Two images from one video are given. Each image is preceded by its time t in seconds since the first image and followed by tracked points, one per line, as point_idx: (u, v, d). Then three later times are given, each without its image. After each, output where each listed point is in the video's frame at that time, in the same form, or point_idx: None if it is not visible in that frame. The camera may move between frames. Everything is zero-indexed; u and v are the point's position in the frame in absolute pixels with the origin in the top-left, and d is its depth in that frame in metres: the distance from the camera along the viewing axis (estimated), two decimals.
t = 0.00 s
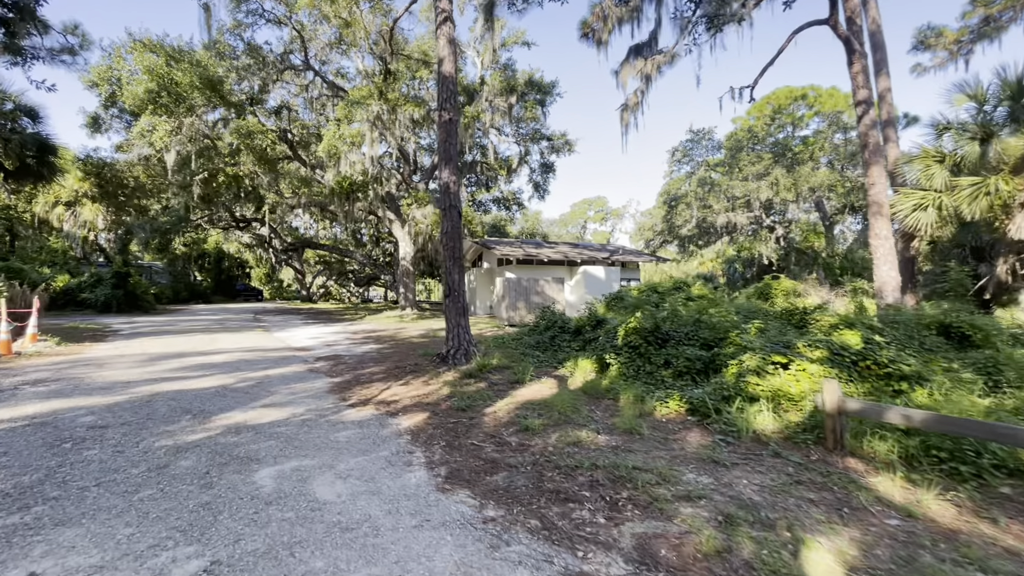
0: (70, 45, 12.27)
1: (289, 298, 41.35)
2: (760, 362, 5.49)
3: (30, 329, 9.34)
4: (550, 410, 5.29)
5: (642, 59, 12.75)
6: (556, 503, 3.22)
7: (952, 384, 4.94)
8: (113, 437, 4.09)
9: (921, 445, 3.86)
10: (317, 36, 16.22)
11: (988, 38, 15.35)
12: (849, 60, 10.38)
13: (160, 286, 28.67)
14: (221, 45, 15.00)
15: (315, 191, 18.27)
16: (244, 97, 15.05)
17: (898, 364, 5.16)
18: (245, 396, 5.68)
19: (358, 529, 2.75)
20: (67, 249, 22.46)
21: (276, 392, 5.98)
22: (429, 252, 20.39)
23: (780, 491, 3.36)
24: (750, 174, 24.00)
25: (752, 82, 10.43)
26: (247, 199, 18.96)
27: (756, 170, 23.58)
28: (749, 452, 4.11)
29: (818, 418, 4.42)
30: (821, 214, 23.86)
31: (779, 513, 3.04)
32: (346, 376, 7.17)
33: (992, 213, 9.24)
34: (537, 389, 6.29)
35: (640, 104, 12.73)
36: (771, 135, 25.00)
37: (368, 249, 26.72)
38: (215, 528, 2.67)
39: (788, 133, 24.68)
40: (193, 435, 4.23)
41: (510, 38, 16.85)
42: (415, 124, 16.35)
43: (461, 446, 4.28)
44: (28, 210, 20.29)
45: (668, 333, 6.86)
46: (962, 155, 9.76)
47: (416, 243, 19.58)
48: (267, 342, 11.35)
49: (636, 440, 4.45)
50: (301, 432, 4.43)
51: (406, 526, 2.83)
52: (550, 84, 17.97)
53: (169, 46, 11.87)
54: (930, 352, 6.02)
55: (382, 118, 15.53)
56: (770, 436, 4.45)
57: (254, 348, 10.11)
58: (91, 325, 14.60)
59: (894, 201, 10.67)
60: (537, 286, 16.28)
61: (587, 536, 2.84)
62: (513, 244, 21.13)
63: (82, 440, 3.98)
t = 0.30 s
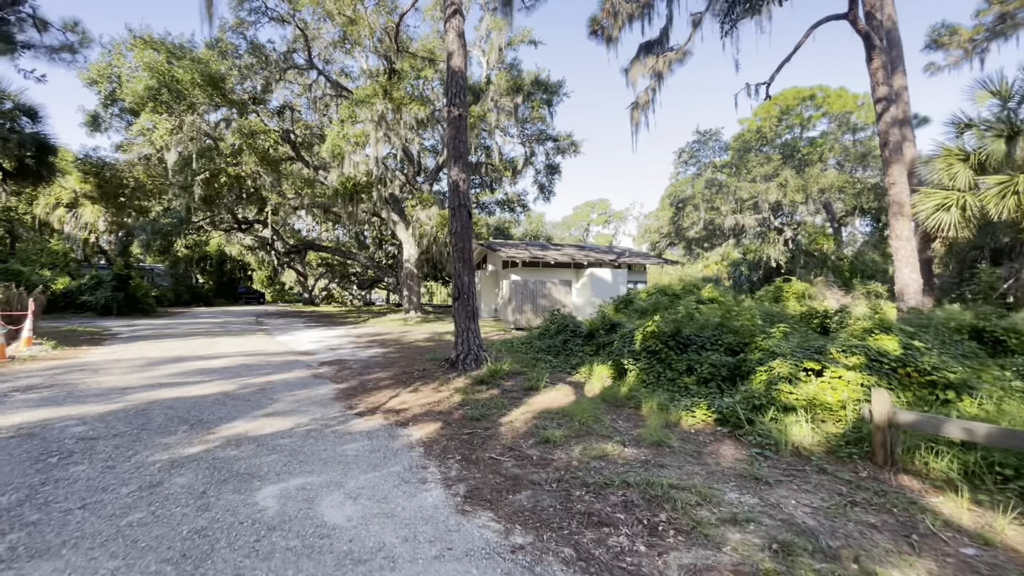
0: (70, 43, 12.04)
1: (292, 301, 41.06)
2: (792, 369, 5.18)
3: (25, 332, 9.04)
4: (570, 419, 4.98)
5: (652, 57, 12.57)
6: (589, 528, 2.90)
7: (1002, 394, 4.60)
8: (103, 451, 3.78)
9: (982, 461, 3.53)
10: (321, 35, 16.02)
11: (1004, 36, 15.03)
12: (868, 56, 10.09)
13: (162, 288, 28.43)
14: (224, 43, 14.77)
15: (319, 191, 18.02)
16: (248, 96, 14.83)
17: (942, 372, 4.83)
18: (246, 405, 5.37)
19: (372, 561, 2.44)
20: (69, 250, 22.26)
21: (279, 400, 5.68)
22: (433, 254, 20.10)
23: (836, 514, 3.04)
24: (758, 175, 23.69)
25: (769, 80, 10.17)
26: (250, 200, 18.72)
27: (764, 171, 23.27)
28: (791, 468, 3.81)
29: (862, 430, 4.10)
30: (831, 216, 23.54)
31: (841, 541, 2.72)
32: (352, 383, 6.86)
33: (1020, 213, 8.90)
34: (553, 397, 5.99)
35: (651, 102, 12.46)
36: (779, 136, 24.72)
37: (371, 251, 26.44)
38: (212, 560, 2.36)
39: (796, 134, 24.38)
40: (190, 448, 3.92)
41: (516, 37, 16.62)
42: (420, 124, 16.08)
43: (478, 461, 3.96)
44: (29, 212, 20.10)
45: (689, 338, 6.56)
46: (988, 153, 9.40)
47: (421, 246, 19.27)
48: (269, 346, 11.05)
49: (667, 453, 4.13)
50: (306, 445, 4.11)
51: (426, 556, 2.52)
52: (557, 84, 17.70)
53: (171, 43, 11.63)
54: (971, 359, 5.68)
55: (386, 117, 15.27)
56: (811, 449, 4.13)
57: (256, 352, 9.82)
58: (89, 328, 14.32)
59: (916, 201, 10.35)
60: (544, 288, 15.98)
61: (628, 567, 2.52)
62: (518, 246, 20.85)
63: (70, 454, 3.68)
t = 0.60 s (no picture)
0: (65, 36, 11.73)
1: (292, 300, 40.77)
2: (823, 376, 4.89)
3: (17, 333, 8.74)
4: (589, 429, 4.69)
5: (661, 51, 12.26)
6: (624, 560, 2.60)
7: None
8: (89, 467, 3.49)
9: None
10: (322, 30, 15.74)
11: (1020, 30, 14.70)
12: (886, 49, 9.81)
13: (161, 287, 28.13)
14: (222, 37, 14.46)
15: (319, 189, 17.71)
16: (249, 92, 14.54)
17: (984, 380, 4.55)
18: (245, 412, 5.07)
19: None
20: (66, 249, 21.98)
21: (279, 407, 5.38)
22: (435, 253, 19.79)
23: (895, 543, 2.74)
24: (765, 173, 23.34)
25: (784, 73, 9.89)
26: (249, 198, 18.42)
27: (771, 169, 22.97)
28: (833, 485, 3.52)
29: (906, 444, 3.81)
30: (837, 215, 23.27)
31: None
32: (356, 387, 6.55)
33: None
34: (567, 404, 5.70)
35: (660, 97, 12.16)
36: (785, 134, 24.39)
37: (371, 250, 26.15)
38: None
39: (803, 131, 24.04)
40: (183, 463, 3.62)
41: (521, 32, 16.30)
42: (423, 120, 15.76)
43: (494, 477, 3.68)
44: (26, 210, 19.81)
45: (708, 340, 6.28)
46: (1012, 149, 9.08)
47: (423, 245, 18.95)
48: (269, 347, 10.75)
49: (696, 468, 3.84)
50: (308, 459, 3.82)
51: None
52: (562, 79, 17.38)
53: (169, 36, 11.32)
54: (1009, 364, 5.39)
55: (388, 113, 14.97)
56: (851, 465, 3.85)
57: (256, 353, 9.52)
58: (85, 328, 13.99)
59: (935, 198, 10.05)
60: (549, 288, 15.70)
61: None
62: (521, 245, 20.57)
63: (51, 471, 3.38)
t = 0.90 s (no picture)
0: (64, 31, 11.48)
1: (294, 302, 40.50)
2: (860, 385, 4.57)
3: (9, 335, 8.45)
4: (611, 440, 4.37)
5: (673, 48, 11.97)
6: None
7: None
8: (70, 483, 3.18)
9: None
10: (326, 27, 15.54)
11: None
12: (908, 44, 9.59)
13: (162, 289, 27.91)
14: (224, 34, 14.22)
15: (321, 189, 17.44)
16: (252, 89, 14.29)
17: None
18: (244, 421, 4.77)
19: None
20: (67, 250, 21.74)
21: (280, 414, 5.07)
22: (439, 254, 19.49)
23: None
24: (774, 175, 23.00)
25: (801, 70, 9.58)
26: (251, 198, 18.17)
27: (779, 170, 22.63)
28: (887, 507, 3.20)
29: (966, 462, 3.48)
30: (846, 218, 22.95)
31: None
32: (360, 394, 6.24)
33: None
34: (584, 412, 5.38)
35: (672, 95, 11.86)
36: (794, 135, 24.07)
37: (374, 251, 25.89)
38: None
39: (812, 132, 23.72)
40: (173, 479, 3.31)
41: (528, 29, 16.05)
42: (428, 118, 15.48)
43: (514, 496, 3.36)
44: (25, 210, 19.57)
45: (732, 345, 5.97)
46: None
47: (427, 246, 18.66)
48: (269, 349, 10.45)
49: (733, 486, 3.52)
50: (310, 475, 3.50)
51: None
52: (569, 78, 17.09)
53: (169, 31, 11.07)
54: None
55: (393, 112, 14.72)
56: (901, 484, 3.52)
57: (256, 356, 9.22)
58: (83, 330, 13.70)
59: (959, 198, 9.73)
60: (556, 290, 15.37)
61: None
62: (526, 247, 20.26)
63: (27, 488, 3.08)
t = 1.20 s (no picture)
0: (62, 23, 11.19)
1: (296, 301, 40.27)
2: (906, 394, 4.25)
3: (4, 335, 8.17)
4: (640, 452, 4.06)
5: (686, 42, 11.65)
6: None
7: None
8: (57, 502, 2.90)
9: None
10: (330, 22, 15.26)
11: None
12: (934, 37, 9.25)
13: (163, 287, 27.68)
14: (226, 28, 13.94)
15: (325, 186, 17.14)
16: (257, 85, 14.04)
17: None
18: (247, 429, 4.48)
19: None
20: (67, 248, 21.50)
21: (285, 421, 4.78)
22: (444, 253, 19.20)
23: None
24: (784, 173, 22.64)
25: (822, 64, 9.26)
26: (254, 195, 17.89)
27: (789, 169, 22.27)
28: (957, 533, 2.89)
29: None
30: (856, 218, 22.62)
31: None
32: (368, 398, 5.95)
33: None
34: (606, 419, 5.08)
35: (685, 90, 11.55)
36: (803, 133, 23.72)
37: (377, 250, 25.58)
38: None
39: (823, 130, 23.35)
40: (169, 497, 3.02)
41: (536, 24, 15.72)
42: (434, 113, 15.15)
43: (541, 517, 3.06)
44: (25, 207, 19.31)
45: (760, 349, 5.67)
46: None
47: (432, 244, 18.36)
48: (272, 350, 10.15)
49: (782, 507, 3.21)
50: (319, 492, 3.21)
51: None
52: (578, 74, 16.76)
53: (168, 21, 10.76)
54: None
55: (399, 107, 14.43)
56: (966, 505, 3.21)
57: (259, 357, 8.93)
58: (82, 329, 13.43)
59: (985, 197, 9.38)
60: (564, 290, 15.06)
61: None
62: (533, 246, 19.93)
63: (8, 508, 2.79)
